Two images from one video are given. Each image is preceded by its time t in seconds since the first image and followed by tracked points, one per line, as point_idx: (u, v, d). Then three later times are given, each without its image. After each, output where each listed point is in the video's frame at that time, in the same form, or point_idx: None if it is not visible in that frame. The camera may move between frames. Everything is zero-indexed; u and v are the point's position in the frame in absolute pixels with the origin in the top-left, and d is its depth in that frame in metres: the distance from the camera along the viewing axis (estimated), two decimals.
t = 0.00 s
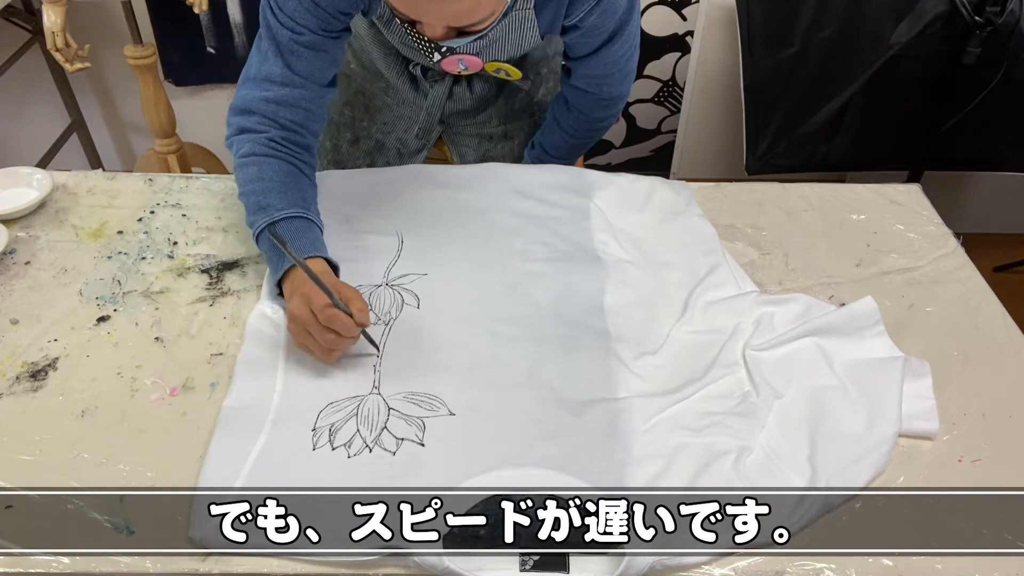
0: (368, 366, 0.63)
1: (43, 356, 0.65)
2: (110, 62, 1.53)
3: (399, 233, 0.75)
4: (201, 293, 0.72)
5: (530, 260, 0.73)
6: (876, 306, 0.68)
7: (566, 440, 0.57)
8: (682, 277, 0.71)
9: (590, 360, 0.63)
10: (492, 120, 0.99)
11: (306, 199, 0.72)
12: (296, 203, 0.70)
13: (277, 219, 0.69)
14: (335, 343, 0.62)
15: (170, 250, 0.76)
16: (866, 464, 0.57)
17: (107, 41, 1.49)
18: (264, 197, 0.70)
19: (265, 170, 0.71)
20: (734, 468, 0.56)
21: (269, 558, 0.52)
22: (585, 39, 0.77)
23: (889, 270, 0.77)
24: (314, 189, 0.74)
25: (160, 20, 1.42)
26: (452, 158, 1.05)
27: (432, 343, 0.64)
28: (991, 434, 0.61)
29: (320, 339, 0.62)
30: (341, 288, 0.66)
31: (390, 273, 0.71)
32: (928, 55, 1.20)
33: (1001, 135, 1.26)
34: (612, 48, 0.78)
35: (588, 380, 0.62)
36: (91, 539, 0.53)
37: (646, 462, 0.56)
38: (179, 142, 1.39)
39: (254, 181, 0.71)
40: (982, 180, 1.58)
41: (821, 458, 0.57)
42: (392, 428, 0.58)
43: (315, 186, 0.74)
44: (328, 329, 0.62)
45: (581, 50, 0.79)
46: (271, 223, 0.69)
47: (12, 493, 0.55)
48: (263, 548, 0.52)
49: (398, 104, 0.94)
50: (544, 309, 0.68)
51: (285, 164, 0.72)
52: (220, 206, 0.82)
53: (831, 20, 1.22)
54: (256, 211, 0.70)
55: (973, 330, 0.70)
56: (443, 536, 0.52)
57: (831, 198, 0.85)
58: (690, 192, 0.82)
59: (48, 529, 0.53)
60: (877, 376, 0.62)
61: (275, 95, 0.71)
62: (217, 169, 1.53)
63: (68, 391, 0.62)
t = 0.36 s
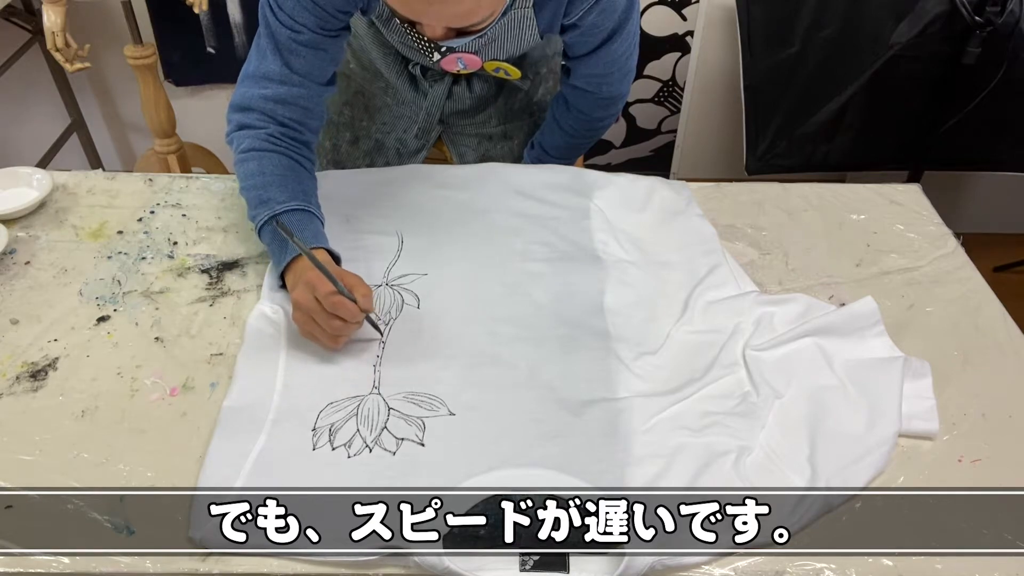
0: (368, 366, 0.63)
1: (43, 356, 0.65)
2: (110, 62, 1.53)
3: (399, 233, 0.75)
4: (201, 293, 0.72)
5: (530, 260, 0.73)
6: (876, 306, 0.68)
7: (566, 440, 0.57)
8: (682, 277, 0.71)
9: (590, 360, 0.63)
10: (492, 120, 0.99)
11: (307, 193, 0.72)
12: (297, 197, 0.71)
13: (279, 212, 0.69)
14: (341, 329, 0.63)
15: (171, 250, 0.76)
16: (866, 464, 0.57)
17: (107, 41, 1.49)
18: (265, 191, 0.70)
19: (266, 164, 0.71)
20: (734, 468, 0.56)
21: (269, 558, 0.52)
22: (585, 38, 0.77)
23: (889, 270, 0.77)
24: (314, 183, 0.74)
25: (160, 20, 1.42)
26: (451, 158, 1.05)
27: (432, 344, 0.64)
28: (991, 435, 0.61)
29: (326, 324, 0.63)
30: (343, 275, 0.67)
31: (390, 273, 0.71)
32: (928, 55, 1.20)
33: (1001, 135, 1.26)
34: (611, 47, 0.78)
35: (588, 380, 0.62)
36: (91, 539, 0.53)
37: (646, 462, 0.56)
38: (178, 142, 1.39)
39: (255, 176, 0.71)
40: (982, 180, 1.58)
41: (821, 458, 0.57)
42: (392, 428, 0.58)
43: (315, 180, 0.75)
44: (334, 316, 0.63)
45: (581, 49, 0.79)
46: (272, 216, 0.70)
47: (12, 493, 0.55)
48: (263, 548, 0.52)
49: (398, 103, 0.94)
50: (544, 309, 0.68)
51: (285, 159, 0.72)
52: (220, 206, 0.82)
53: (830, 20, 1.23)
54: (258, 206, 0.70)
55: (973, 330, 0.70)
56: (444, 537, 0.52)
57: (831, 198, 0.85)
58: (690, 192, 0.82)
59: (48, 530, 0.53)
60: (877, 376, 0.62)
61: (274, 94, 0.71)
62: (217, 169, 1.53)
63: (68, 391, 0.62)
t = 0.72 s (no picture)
0: (368, 366, 0.63)
1: (43, 356, 0.65)
2: (110, 62, 1.53)
3: (398, 234, 0.75)
4: (201, 293, 0.72)
5: (530, 260, 0.73)
6: (876, 306, 0.68)
7: (566, 440, 0.57)
8: (683, 277, 0.71)
9: (590, 360, 0.63)
10: (491, 121, 0.99)
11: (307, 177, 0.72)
12: (297, 180, 0.71)
13: (280, 194, 0.70)
14: (333, 300, 0.66)
15: (170, 250, 0.76)
16: (866, 464, 0.57)
17: (108, 41, 1.49)
18: (265, 176, 0.70)
19: (265, 151, 0.71)
20: (734, 468, 0.56)
21: (269, 558, 0.52)
22: (584, 30, 0.77)
23: (889, 270, 0.77)
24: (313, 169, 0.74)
25: (161, 20, 1.42)
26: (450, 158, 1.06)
27: (432, 344, 0.64)
28: (991, 435, 0.61)
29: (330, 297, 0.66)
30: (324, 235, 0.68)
31: (390, 273, 0.71)
32: (928, 55, 1.20)
33: (1001, 136, 1.26)
34: (611, 40, 0.78)
35: (588, 380, 0.62)
36: (91, 539, 0.53)
37: (646, 462, 0.56)
38: (178, 142, 1.39)
39: (255, 161, 0.71)
40: (982, 180, 1.58)
41: (821, 457, 0.57)
42: (392, 428, 0.58)
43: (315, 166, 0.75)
44: (325, 289, 0.66)
45: (580, 43, 0.79)
46: (273, 198, 0.70)
47: (12, 494, 0.55)
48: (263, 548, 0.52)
49: (397, 103, 0.95)
50: (544, 309, 0.68)
51: (283, 146, 0.72)
52: (220, 206, 0.82)
53: (831, 20, 1.22)
54: (259, 188, 0.71)
55: (973, 329, 0.70)
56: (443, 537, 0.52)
57: (831, 198, 0.85)
58: (690, 192, 0.82)
59: (49, 530, 0.53)
60: (877, 377, 0.62)
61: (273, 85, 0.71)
62: (217, 169, 1.53)
63: (68, 391, 0.62)
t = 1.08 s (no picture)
0: (368, 366, 0.63)
1: (43, 356, 0.65)
2: (110, 61, 1.53)
3: (398, 233, 0.75)
4: (201, 293, 0.72)
5: (530, 260, 0.73)
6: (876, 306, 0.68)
7: (565, 440, 0.57)
8: (683, 277, 0.71)
9: (590, 360, 0.63)
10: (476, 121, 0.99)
11: None
12: None
13: None
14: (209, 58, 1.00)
15: (170, 250, 0.76)
16: (866, 464, 0.57)
17: (108, 40, 1.49)
18: None
19: None
20: (734, 468, 0.56)
21: (269, 558, 0.52)
22: None
23: (889, 270, 0.77)
24: None
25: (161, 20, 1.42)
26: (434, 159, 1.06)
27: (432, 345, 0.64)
28: (991, 435, 0.61)
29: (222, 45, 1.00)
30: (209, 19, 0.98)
31: (390, 273, 0.71)
32: (929, 54, 1.18)
33: (1003, 136, 1.25)
34: None
35: (588, 380, 0.62)
36: (91, 540, 0.53)
37: (646, 462, 0.56)
38: (178, 142, 1.38)
39: None
40: (982, 180, 1.58)
41: (821, 457, 0.57)
42: (392, 428, 0.58)
43: None
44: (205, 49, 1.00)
45: None
46: None
47: (12, 494, 0.55)
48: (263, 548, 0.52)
49: (381, 99, 0.98)
50: (544, 309, 0.68)
51: None
52: (220, 206, 0.82)
53: (830, 20, 1.23)
54: None
55: (973, 329, 0.70)
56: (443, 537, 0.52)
57: (831, 199, 0.85)
58: (690, 192, 0.81)
59: (48, 531, 0.53)
60: (877, 377, 0.62)
61: None
62: (217, 169, 1.53)
63: (67, 391, 0.62)
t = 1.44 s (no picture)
0: (368, 366, 0.63)
1: (43, 356, 0.65)
2: (110, 62, 1.53)
3: (398, 233, 0.75)
4: (201, 293, 0.72)
5: (531, 259, 0.73)
6: (876, 306, 0.68)
7: (565, 440, 0.57)
8: (683, 278, 0.71)
9: (590, 360, 0.63)
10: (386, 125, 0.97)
11: None
12: None
13: None
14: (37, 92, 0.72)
15: (171, 250, 0.76)
16: (866, 465, 0.57)
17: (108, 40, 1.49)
18: None
19: None
20: (734, 468, 0.56)
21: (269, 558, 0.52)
22: None
23: (889, 270, 0.77)
24: None
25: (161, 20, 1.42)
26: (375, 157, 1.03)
27: (431, 345, 0.64)
28: (991, 435, 0.61)
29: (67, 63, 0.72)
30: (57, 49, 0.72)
31: (390, 273, 0.71)
32: (928, 55, 1.18)
33: (1003, 136, 1.25)
34: None
35: (588, 380, 0.62)
36: (91, 540, 0.53)
37: (646, 462, 0.56)
38: (178, 142, 1.38)
39: None
40: (982, 180, 1.58)
41: (821, 458, 0.57)
42: (392, 428, 0.58)
43: None
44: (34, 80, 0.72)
45: None
46: None
47: (12, 493, 0.55)
48: (263, 549, 0.51)
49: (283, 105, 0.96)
50: (544, 309, 0.68)
51: None
52: (220, 206, 0.82)
53: (830, 20, 1.23)
54: None
55: (973, 329, 0.70)
56: (445, 536, 0.52)
57: (830, 199, 0.85)
58: (690, 192, 0.81)
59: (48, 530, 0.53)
60: (877, 377, 0.62)
61: None
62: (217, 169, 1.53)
63: (68, 391, 0.62)
